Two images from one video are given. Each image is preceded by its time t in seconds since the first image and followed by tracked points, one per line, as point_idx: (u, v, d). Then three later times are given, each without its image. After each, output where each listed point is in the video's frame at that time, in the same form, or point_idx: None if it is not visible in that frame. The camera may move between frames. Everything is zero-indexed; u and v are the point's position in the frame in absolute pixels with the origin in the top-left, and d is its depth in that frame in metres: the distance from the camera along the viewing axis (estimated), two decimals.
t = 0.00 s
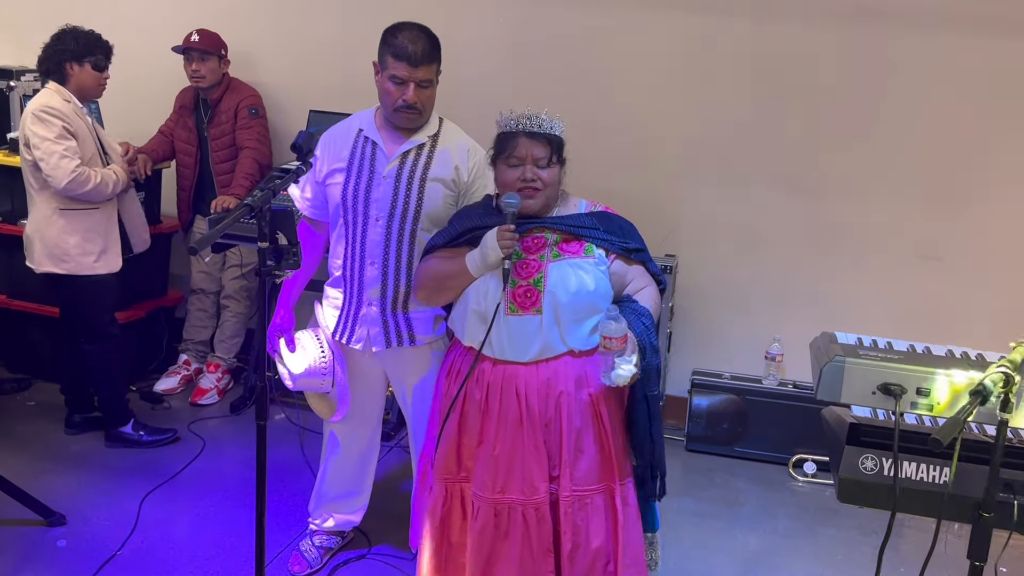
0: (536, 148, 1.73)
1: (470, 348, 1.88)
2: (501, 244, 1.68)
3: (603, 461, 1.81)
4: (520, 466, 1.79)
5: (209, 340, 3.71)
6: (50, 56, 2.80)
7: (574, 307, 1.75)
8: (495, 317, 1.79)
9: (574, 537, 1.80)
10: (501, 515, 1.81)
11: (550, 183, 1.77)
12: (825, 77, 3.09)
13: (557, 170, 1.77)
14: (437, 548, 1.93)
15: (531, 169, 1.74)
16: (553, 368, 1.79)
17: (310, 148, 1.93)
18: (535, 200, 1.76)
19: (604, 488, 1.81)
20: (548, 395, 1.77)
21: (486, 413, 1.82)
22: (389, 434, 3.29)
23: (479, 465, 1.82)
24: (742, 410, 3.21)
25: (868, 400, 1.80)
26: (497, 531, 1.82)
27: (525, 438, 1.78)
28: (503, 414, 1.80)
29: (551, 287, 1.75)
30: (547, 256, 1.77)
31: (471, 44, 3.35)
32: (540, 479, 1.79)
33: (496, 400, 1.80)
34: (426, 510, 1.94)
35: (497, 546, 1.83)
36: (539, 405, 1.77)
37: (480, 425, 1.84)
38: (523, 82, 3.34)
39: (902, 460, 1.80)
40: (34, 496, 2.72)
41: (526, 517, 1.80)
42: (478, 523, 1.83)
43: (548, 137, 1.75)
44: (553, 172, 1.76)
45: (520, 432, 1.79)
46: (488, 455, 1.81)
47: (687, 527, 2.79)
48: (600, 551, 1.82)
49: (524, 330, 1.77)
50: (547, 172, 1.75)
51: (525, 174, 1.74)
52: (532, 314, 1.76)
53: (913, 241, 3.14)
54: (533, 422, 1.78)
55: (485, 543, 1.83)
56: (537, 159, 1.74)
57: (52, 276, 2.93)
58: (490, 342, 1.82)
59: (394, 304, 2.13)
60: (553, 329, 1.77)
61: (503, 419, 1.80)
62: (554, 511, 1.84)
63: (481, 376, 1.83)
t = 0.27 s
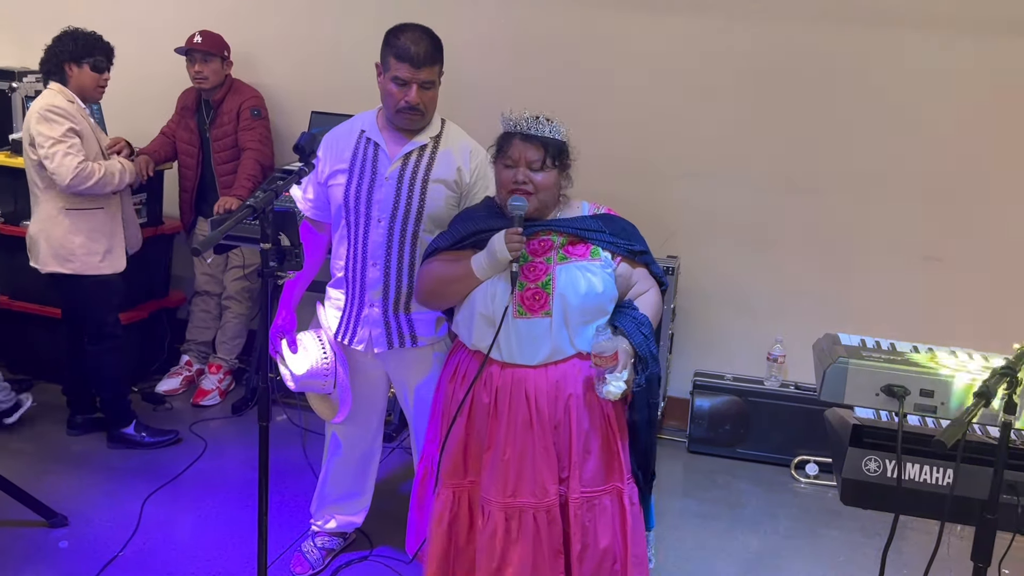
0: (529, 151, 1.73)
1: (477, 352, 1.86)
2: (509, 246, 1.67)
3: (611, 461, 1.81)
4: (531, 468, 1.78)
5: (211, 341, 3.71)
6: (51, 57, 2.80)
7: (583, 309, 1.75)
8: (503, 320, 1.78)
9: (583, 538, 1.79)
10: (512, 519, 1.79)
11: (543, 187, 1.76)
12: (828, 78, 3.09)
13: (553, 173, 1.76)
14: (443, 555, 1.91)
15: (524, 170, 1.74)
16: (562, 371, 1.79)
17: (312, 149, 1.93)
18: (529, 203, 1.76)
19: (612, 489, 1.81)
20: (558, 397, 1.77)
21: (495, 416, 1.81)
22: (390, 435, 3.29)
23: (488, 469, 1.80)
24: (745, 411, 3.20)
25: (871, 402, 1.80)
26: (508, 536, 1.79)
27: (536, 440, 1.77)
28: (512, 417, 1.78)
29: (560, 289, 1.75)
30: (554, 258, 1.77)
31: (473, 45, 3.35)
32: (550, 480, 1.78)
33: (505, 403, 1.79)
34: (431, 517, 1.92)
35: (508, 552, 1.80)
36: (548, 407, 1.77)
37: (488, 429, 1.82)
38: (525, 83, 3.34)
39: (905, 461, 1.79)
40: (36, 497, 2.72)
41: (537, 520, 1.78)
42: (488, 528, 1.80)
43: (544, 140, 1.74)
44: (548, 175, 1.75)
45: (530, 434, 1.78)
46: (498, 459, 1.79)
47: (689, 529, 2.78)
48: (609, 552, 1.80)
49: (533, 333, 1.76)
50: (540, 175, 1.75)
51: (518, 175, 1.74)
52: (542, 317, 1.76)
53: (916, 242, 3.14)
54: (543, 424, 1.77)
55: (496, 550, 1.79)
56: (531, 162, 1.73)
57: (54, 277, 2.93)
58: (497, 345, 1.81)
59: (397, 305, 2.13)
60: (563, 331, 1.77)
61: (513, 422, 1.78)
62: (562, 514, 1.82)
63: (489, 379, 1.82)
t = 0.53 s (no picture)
0: (541, 152, 1.73)
1: (482, 354, 1.87)
2: (515, 248, 1.68)
3: (616, 463, 1.81)
4: (536, 471, 1.78)
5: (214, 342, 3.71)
6: (52, 59, 2.81)
7: (587, 311, 1.75)
8: (508, 322, 1.78)
9: (588, 541, 1.78)
10: (517, 522, 1.79)
11: (553, 188, 1.76)
12: (830, 79, 3.09)
13: (562, 174, 1.77)
14: (447, 558, 1.91)
15: (536, 172, 1.74)
16: (566, 373, 1.79)
17: (315, 152, 1.94)
18: (538, 205, 1.76)
19: (618, 491, 1.81)
20: (563, 400, 1.77)
21: (499, 418, 1.81)
22: (393, 436, 3.30)
23: (493, 472, 1.80)
24: (747, 412, 3.20)
25: (873, 403, 1.80)
26: (513, 538, 1.79)
27: (541, 443, 1.77)
28: (517, 419, 1.79)
29: (565, 291, 1.75)
30: (558, 260, 1.77)
31: (474, 48, 3.36)
32: (556, 483, 1.78)
33: (510, 406, 1.79)
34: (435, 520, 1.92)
35: (513, 556, 1.79)
36: (553, 410, 1.77)
37: (493, 432, 1.82)
38: (527, 85, 3.34)
39: (908, 463, 1.80)
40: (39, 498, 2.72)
41: (542, 523, 1.78)
42: (493, 531, 1.80)
43: (553, 141, 1.74)
44: (557, 177, 1.76)
45: (535, 437, 1.78)
46: (503, 462, 1.79)
47: (691, 530, 2.78)
48: (615, 555, 1.79)
49: (537, 335, 1.77)
50: (551, 176, 1.75)
51: (529, 177, 1.74)
52: (546, 319, 1.76)
53: (918, 244, 3.14)
54: (548, 426, 1.77)
55: (500, 554, 1.79)
56: (542, 163, 1.74)
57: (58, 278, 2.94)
58: (502, 347, 1.81)
59: (399, 306, 2.13)
60: (567, 333, 1.77)
61: (518, 425, 1.78)
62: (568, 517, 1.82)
63: (493, 382, 1.82)
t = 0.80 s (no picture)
0: (541, 150, 1.74)
1: (485, 354, 1.87)
2: (516, 248, 1.68)
3: (619, 466, 1.80)
4: (538, 473, 1.78)
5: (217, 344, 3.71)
6: (56, 60, 2.82)
7: (590, 312, 1.75)
8: (511, 323, 1.78)
9: (591, 544, 1.78)
10: (520, 523, 1.79)
11: (555, 187, 1.76)
12: (832, 81, 3.09)
13: (564, 172, 1.77)
14: (450, 558, 1.91)
15: (536, 170, 1.74)
16: (568, 374, 1.78)
17: (318, 153, 1.96)
18: (539, 203, 1.76)
19: (621, 494, 1.80)
20: (565, 402, 1.77)
21: (502, 419, 1.81)
22: (395, 438, 3.30)
23: (495, 473, 1.81)
24: (750, 413, 3.20)
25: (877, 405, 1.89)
26: (515, 539, 1.80)
27: (543, 445, 1.77)
28: (520, 420, 1.78)
29: (567, 292, 1.75)
30: (562, 261, 1.77)
31: (477, 49, 3.36)
32: (558, 485, 1.77)
33: (512, 407, 1.79)
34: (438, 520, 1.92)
35: (514, 557, 1.80)
36: (555, 411, 1.77)
37: (495, 433, 1.83)
38: (530, 86, 3.34)
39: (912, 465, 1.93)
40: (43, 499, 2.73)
41: (544, 524, 1.78)
42: (496, 532, 1.80)
43: (554, 139, 1.75)
44: (559, 175, 1.76)
45: (537, 438, 1.78)
46: (505, 463, 1.79)
47: (694, 531, 2.78)
48: (617, 558, 1.78)
49: (540, 336, 1.77)
50: (552, 175, 1.75)
51: (530, 175, 1.74)
52: (549, 320, 1.76)
53: (921, 246, 3.14)
54: (550, 428, 1.77)
55: (502, 555, 1.80)
56: (543, 161, 1.74)
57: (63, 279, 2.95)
58: (505, 348, 1.82)
59: (403, 308, 2.14)
60: (570, 334, 1.77)
61: (520, 426, 1.78)
62: (570, 519, 1.82)
63: (496, 383, 1.83)
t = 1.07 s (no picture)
0: (544, 148, 1.74)
1: (488, 355, 1.88)
2: (517, 249, 1.69)
3: (619, 469, 1.79)
4: (537, 474, 1.77)
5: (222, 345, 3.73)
6: (63, 62, 2.82)
7: (591, 314, 1.75)
8: (512, 323, 1.80)
9: (591, 547, 1.77)
10: (519, 524, 1.79)
11: (558, 184, 1.75)
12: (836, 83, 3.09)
13: (567, 170, 1.77)
14: (451, 558, 1.91)
15: (538, 167, 1.74)
16: (569, 377, 1.78)
17: (324, 156, 1.95)
18: (540, 199, 1.75)
19: (622, 497, 1.79)
20: (566, 403, 1.77)
21: (503, 419, 1.82)
22: (399, 439, 3.30)
23: (496, 473, 1.81)
24: (754, 415, 3.20)
25: (882, 407, 1.88)
26: (514, 540, 1.80)
27: (543, 446, 1.77)
28: (520, 421, 1.79)
29: (569, 295, 1.76)
30: (565, 263, 1.78)
31: (481, 51, 3.37)
32: (558, 487, 1.77)
33: (513, 408, 1.79)
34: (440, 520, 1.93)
35: (512, 557, 1.80)
36: (556, 413, 1.77)
37: (496, 433, 1.83)
38: (534, 88, 3.35)
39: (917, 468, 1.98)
40: (48, 500, 2.74)
41: (543, 526, 1.78)
42: (495, 532, 1.81)
43: (558, 138, 1.75)
44: (562, 173, 1.76)
45: (537, 439, 1.77)
46: (505, 464, 1.79)
47: (698, 533, 2.78)
48: (618, 561, 1.78)
49: (541, 338, 1.77)
50: (555, 172, 1.75)
51: (531, 172, 1.75)
52: (550, 322, 1.77)
53: (925, 248, 3.13)
54: (550, 430, 1.76)
55: (500, 554, 1.80)
56: (544, 158, 1.74)
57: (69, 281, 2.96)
58: (506, 349, 1.82)
59: (407, 310, 2.14)
60: (571, 337, 1.77)
61: (521, 427, 1.78)
62: (570, 521, 1.81)
63: (498, 383, 1.84)
